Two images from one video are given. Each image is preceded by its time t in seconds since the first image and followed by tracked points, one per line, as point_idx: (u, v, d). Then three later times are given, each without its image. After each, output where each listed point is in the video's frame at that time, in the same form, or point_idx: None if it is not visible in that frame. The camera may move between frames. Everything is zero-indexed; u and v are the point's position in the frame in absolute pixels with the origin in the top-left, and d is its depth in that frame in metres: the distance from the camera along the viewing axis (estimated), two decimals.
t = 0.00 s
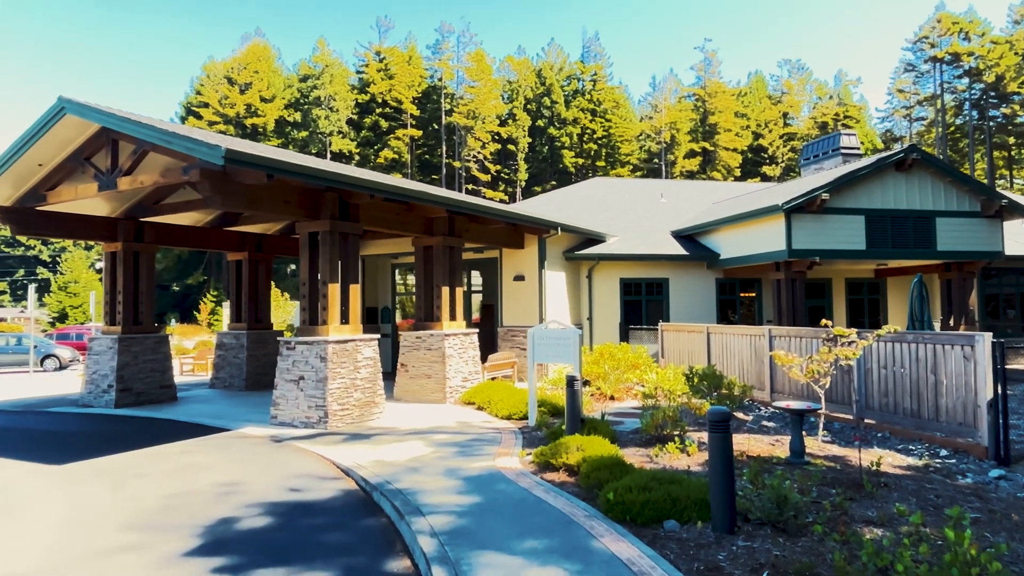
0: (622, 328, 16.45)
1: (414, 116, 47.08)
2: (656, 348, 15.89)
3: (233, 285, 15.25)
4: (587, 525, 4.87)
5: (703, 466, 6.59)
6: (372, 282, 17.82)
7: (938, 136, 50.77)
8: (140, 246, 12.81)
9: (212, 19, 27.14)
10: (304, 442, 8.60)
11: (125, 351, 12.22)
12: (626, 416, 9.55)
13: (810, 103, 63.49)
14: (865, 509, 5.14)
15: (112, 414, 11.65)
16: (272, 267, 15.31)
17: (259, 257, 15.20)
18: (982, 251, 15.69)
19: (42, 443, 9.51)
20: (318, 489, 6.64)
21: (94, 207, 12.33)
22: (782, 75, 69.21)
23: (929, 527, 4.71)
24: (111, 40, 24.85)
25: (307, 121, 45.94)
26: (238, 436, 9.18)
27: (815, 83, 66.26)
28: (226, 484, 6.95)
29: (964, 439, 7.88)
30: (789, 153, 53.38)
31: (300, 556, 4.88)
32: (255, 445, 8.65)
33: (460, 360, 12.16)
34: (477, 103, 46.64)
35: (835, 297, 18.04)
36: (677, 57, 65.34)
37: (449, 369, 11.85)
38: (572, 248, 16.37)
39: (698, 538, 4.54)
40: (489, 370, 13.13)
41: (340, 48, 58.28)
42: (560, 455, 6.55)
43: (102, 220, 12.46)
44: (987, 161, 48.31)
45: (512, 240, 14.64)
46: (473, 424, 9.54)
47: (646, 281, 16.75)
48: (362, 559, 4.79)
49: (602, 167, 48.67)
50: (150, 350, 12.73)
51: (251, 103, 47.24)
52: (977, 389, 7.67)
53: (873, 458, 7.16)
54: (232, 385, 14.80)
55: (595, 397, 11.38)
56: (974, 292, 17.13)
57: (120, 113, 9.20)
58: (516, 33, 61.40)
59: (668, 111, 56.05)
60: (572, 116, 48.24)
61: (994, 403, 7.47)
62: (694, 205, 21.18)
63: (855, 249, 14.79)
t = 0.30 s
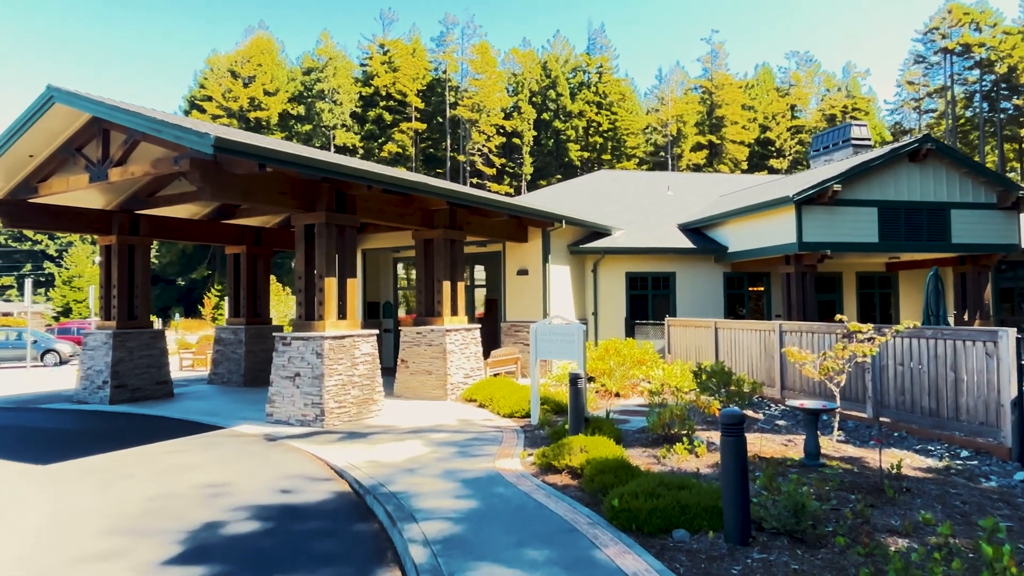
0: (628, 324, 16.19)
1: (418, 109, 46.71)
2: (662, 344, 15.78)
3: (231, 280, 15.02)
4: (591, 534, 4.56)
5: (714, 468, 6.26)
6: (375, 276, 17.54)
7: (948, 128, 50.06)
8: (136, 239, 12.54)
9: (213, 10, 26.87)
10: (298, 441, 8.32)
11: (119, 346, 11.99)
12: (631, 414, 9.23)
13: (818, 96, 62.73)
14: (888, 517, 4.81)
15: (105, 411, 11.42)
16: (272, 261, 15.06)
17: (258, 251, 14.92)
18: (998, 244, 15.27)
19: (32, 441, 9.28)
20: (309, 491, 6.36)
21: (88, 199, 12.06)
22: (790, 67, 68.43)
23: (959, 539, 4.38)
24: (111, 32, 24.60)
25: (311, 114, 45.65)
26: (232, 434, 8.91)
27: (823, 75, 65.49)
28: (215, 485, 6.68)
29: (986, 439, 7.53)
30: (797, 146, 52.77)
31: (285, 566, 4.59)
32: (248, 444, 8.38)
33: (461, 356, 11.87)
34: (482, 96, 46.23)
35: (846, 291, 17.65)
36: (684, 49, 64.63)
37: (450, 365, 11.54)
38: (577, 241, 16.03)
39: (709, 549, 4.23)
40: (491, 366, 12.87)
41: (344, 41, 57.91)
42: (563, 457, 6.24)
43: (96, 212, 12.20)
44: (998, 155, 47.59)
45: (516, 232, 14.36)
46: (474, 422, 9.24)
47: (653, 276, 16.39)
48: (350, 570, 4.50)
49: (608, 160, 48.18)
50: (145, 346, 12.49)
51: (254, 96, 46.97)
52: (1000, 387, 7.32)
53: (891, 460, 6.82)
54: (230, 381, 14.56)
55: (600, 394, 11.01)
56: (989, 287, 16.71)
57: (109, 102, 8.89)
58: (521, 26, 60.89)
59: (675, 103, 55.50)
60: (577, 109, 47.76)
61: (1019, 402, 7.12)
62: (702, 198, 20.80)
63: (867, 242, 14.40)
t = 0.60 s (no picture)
0: (634, 318, 15.85)
1: (423, 102, 46.36)
2: (669, 339, 15.33)
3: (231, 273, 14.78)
4: (598, 544, 4.25)
5: (727, 470, 5.94)
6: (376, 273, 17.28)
7: (959, 120, 49.35)
8: (131, 231, 12.27)
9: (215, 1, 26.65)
10: (294, 439, 8.04)
11: (115, 341, 11.75)
12: (639, 412, 8.92)
13: (827, 88, 62.00)
14: (917, 526, 4.48)
15: (100, 407, 11.19)
16: (271, 256, 14.83)
17: (257, 244, 14.66)
18: (1016, 236, 14.85)
19: (23, 439, 9.04)
20: (302, 493, 6.07)
21: (82, 191, 11.79)
22: (798, 59, 67.65)
23: (995, 551, 4.05)
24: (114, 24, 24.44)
25: (315, 108, 45.42)
26: (226, 432, 8.64)
27: (832, 67, 64.75)
28: (205, 486, 6.41)
29: (1011, 439, 7.19)
30: (805, 139, 52.18)
31: None
32: (242, 442, 8.10)
33: (464, 351, 11.57)
34: (487, 89, 45.85)
35: (858, 285, 17.26)
36: (691, 41, 63.98)
37: (452, 360, 11.24)
38: (582, 234, 15.70)
39: (726, 562, 3.92)
40: (494, 361, 12.55)
41: (348, 34, 57.61)
42: (568, 458, 5.93)
43: (91, 204, 11.93)
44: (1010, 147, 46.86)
45: (520, 225, 14.07)
46: (476, 419, 8.94)
47: (660, 269, 16.05)
48: None
49: (614, 153, 47.72)
50: (141, 340, 12.24)
51: (258, 89, 46.72)
52: None
53: (915, 462, 6.47)
54: (230, 376, 14.31)
55: (606, 390, 10.73)
56: (1005, 281, 16.29)
57: (98, 89, 8.59)
58: (526, 18, 60.45)
59: (681, 96, 54.97)
60: (583, 101, 47.28)
61: None
62: (710, 190, 20.41)
63: (881, 234, 14.01)
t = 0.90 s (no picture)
0: (642, 314, 15.52)
1: (429, 97, 46.02)
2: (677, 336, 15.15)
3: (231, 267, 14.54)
4: (602, 557, 3.95)
5: (740, 475, 5.62)
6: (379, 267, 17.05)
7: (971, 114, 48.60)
8: (127, 225, 12.03)
9: None
10: (288, 439, 7.76)
11: (110, 337, 11.53)
12: (647, 411, 8.61)
13: (837, 81, 61.26)
14: (947, 538, 4.15)
15: (95, 404, 10.96)
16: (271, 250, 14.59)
17: (257, 239, 14.41)
18: None
19: (13, 438, 8.81)
20: (293, 497, 5.78)
21: (77, 183, 11.54)
22: (807, 52, 66.89)
23: None
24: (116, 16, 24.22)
25: (320, 103, 45.15)
26: (220, 432, 8.37)
27: (842, 60, 63.96)
28: (193, 489, 6.14)
29: None
30: (815, 133, 51.57)
31: None
32: (236, 442, 7.83)
33: (466, 348, 11.28)
34: (492, 83, 45.49)
35: (871, 280, 16.86)
36: (699, 35, 63.31)
37: (454, 357, 10.95)
38: (588, 228, 15.37)
39: None
40: (497, 358, 12.26)
41: (353, 28, 57.31)
42: (572, 462, 5.63)
43: (86, 197, 11.69)
44: None
45: (525, 219, 13.75)
46: (477, 419, 8.65)
47: (668, 264, 15.70)
48: None
49: (620, 148, 47.28)
50: (138, 337, 12.02)
51: (263, 84, 46.49)
52: None
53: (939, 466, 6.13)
54: (229, 373, 14.07)
55: (612, 388, 10.42)
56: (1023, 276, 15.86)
57: (87, 77, 8.31)
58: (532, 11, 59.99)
59: (689, 90, 54.45)
60: (590, 95, 46.79)
61: None
62: (718, 184, 20.03)
63: (896, 228, 13.61)
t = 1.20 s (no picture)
0: (648, 311, 15.20)
1: (434, 93, 45.66)
2: (684, 334, 14.62)
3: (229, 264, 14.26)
4: (605, 574, 3.63)
5: (753, 482, 5.29)
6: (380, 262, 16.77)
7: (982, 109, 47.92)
8: (122, 220, 11.78)
9: None
10: (281, 440, 7.48)
11: (104, 335, 11.30)
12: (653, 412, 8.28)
13: (846, 76, 60.56)
14: (981, 555, 3.81)
15: (88, 403, 10.74)
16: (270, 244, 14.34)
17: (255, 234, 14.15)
18: None
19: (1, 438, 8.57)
20: (280, 503, 5.49)
21: (70, 177, 11.28)
22: (816, 47, 66.15)
23: None
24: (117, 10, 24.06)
25: (324, 98, 44.92)
26: (211, 432, 8.10)
27: (851, 55, 63.24)
28: (178, 493, 5.86)
29: None
30: (823, 129, 50.97)
31: None
32: (227, 443, 7.56)
33: (468, 346, 10.98)
34: (497, 78, 45.16)
35: (883, 276, 16.46)
36: (706, 29, 62.66)
37: (455, 356, 10.65)
38: (593, 223, 15.03)
39: None
40: (500, 356, 11.97)
41: (358, 24, 57.05)
42: (574, 467, 5.31)
43: (80, 191, 11.44)
44: None
45: (528, 214, 13.43)
46: (477, 419, 8.33)
47: (675, 260, 15.36)
48: None
49: (626, 144, 46.84)
50: (133, 334, 11.79)
51: (267, 81, 46.25)
52: None
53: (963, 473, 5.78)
54: (227, 371, 13.83)
55: (617, 388, 10.11)
56: None
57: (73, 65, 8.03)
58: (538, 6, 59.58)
59: (696, 85, 53.95)
60: (596, 91, 46.32)
61: None
62: (726, 178, 19.65)
63: (911, 222, 13.20)
